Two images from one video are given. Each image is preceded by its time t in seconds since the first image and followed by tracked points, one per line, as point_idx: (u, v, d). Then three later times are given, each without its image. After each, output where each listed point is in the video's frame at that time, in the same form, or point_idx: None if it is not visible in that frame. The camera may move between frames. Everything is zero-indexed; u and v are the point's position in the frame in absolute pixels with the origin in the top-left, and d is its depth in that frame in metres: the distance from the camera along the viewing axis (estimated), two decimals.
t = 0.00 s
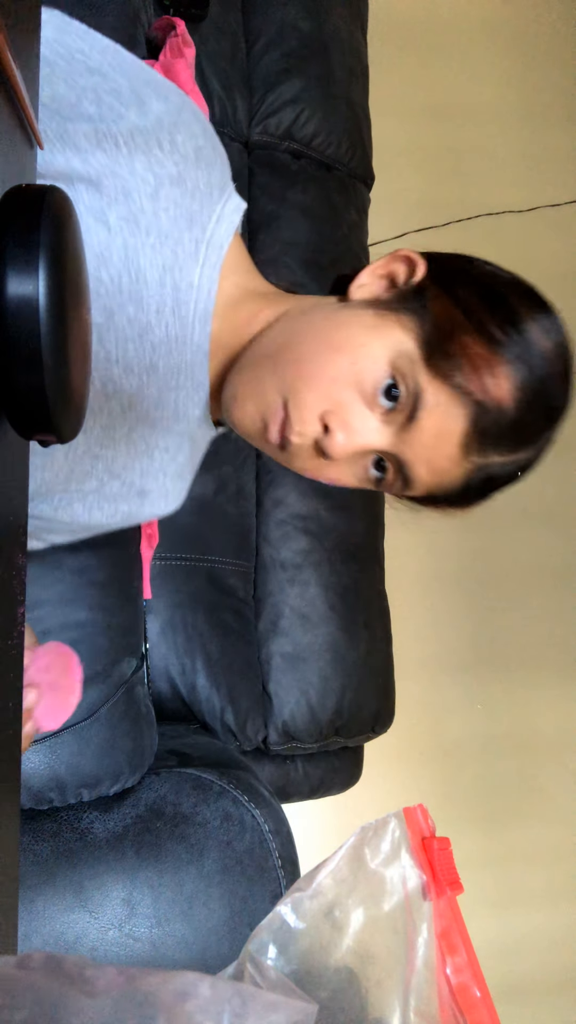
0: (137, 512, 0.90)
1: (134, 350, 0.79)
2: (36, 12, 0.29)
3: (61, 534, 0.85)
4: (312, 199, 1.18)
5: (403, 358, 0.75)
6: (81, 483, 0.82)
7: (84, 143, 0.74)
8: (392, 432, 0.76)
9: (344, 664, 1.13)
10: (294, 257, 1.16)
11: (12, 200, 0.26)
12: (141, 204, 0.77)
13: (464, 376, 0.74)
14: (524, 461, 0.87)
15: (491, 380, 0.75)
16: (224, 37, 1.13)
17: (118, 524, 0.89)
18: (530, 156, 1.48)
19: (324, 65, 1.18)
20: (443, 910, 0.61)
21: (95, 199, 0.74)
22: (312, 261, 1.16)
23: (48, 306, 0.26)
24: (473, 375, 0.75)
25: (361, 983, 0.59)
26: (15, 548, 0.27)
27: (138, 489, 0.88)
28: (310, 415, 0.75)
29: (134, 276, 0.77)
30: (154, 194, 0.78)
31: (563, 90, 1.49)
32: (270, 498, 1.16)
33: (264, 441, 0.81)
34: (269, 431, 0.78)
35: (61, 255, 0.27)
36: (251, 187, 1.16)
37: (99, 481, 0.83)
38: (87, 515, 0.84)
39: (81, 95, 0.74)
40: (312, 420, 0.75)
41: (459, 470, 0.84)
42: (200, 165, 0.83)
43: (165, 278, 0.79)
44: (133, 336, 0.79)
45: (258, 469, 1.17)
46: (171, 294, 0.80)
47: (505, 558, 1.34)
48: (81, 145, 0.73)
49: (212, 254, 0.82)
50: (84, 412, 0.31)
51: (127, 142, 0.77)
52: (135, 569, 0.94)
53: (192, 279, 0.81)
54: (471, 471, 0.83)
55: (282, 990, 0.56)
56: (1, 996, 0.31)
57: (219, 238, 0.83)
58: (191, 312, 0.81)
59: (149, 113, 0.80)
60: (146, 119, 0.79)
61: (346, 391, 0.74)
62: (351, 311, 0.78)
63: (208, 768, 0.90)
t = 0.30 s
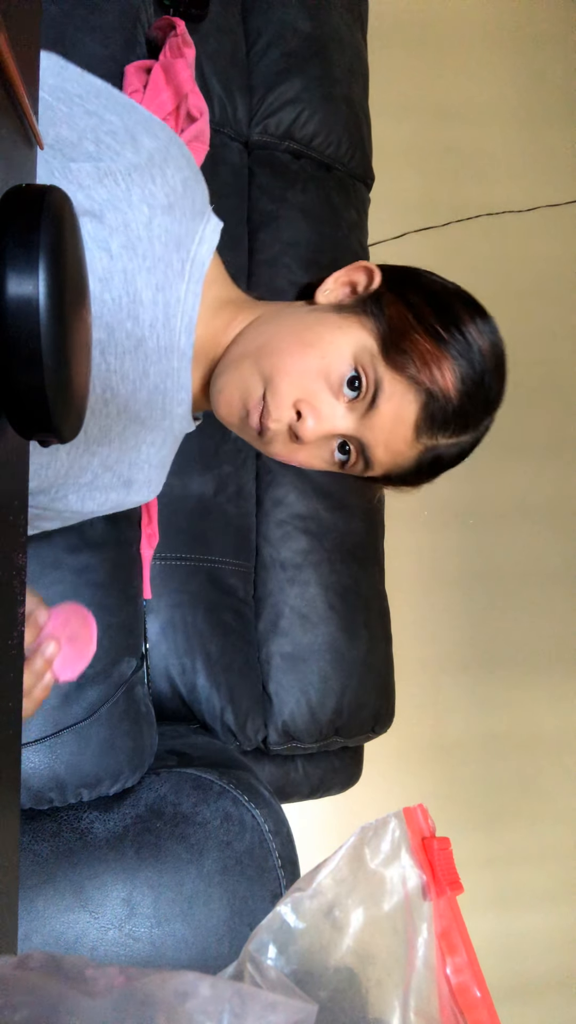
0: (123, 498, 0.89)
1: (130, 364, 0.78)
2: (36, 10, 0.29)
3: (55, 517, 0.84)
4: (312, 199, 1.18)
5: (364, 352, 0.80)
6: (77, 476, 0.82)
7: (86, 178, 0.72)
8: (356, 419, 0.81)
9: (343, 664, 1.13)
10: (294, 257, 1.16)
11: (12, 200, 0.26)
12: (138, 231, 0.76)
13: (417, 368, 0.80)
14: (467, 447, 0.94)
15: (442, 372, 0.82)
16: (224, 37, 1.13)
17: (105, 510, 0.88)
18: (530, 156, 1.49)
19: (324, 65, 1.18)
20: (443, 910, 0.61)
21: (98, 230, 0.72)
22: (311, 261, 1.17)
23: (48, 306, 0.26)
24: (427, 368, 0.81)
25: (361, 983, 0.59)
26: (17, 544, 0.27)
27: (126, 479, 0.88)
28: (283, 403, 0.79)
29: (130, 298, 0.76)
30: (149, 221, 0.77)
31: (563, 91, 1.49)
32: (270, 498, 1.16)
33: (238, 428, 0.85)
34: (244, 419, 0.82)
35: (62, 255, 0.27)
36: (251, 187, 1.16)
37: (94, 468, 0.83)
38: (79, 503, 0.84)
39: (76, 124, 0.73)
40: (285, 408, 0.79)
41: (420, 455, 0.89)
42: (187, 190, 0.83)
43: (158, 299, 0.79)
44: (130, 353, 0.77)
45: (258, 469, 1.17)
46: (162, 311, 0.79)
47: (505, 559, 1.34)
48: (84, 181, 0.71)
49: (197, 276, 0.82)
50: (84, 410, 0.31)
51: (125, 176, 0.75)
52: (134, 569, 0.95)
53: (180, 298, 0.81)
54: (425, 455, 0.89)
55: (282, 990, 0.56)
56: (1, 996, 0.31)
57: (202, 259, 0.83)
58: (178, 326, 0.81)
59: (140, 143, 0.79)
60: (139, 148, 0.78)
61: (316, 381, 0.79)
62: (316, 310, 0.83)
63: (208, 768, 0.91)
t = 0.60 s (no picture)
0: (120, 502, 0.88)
1: (132, 360, 0.78)
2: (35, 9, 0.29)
3: (56, 520, 0.83)
4: (312, 199, 1.18)
5: (379, 350, 0.80)
6: (78, 476, 0.82)
7: (93, 171, 0.72)
8: (374, 415, 0.81)
9: (344, 664, 1.13)
10: (293, 258, 1.16)
11: (12, 200, 0.26)
12: (143, 227, 0.76)
13: (430, 360, 0.82)
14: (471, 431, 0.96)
15: (449, 361, 0.83)
16: (224, 37, 1.13)
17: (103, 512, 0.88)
18: (530, 156, 1.49)
19: (324, 65, 1.18)
20: (443, 910, 0.61)
21: (102, 223, 0.73)
22: (311, 261, 1.17)
23: (48, 306, 0.26)
24: (436, 358, 0.82)
25: (361, 982, 0.59)
26: (17, 548, 0.27)
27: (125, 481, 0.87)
28: (303, 405, 0.78)
29: (133, 293, 0.76)
30: (153, 217, 0.77)
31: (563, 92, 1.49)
32: (270, 498, 1.16)
33: (254, 432, 0.84)
34: (261, 422, 0.81)
35: (61, 255, 0.27)
36: (251, 187, 1.16)
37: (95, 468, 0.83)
38: (78, 504, 0.83)
39: (82, 119, 0.74)
40: (306, 409, 0.78)
41: (429, 446, 0.91)
42: (191, 190, 0.83)
43: (160, 295, 0.78)
44: (132, 349, 0.77)
45: (258, 469, 1.17)
46: (164, 308, 0.79)
47: (505, 559, 1.34)
48: (90, 173, 0.72)
49: (197, 274, 0.82)
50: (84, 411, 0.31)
51: (131, 170, 0.76)
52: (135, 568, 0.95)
53: (182, 296, 0.81)
54: (435, 444, 0.91)
55: (282, 990, 0.56)
56: (1, 995, 0.31)
57: (203, 258, 0.82)
58: (179, 325, 0.81)
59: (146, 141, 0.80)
60: (144, 145, 0.79)
61: (333, 380, 0.78)
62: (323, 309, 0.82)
63: (208, 768, 0.91)
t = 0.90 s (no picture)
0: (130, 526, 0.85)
1: (126, 360, 0.77)
2: (36, 10, 0.29)
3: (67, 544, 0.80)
4: (312, 199, 1.18)
5: (407, 369, 0.78)
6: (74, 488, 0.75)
7: (82, 163, 0.73)
8: (403, 438, 0.79)
9: (344, 664, 1.13)
10: (293, 258, 1.16)
11: (12, 201, 0.26)
12: (135, 221, 0.76)
13: (461, 378, 0.79)
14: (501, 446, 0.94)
15: (479, 377, 0.81)
16: (224, 37, 1.13)
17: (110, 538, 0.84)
18: (530, 157, 1.49)
19: (324, 65, 1.18)
20: (443, 910, 0.61)
21: (92, 216, 0.73)
22: (311, 261, 1.16)
23: (48, 306, 0.26)
24: (467, 375, 0.80)
25: (361, 982, 0.59)
26: (14, 552, 0.27)
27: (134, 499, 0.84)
28: (331, 434, 0.76)
29: (126, 292, 0.76)
30: (148, 213, 0.77)
31: (562, 92, 1.49)
32: (270, 498, 1.16)
33: (278, 461, 0.81)
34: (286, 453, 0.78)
35: (61, 255, 0.27)
36: (251, 187, 1.16)
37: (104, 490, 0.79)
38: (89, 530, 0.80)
39: (75, 110, 0.74)
40: (333, 438, 0.76)
41: (460, 466, 0.88)
42: (192, 188, 0.83)
43: (156, 293, 0.78)
44: (126, 350, 0.77)
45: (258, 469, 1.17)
46: (161, 308, 0.79)
47: (505, 558, 1.34)
48: (79, 165, 0.72)
49: (199, 272, 0.81)
50: (84, 411, 0.31)
51: (123, 162, 0.76)
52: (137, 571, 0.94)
53: (182, 295, 0.80)
54: (463, 466, 0.89)
55: (283, 990, 0.56)
56: (1, 997, 0.31)
57: (205, 257, 0.82)
58: (180, 327, 0.80)
59: (143, 135, 0.80)
60: (140, 139, 0.79)
61: (358, 406, 0.76)
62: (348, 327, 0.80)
63: (208, 768, 0.91)
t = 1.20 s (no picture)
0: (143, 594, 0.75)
1: (111, 396, 0.64)
2: (36, 11, 0.29)
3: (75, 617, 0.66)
4: (312, 199, 1.18)
5: (451, 436, 0.68)
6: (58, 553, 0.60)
7: (64, 166, 0.62)
8: (443, 516, 0.70)
9: (344, 664, 1.13)
10: (293, 258, 1.16)
11: (11, 201, 0.26)
12: (125, 237, 0.67)
13: (515, 450, 0.69)
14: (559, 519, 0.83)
15: (537, 445, 0.71)
16: (224, 37, 1.13)
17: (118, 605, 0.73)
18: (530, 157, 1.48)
19: (324, 65, 1.18)
20: (443, 909, 0.62)
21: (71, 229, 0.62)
22: (311, 262, 1.17)
23: (48, 306, 0.26)
24: (522, 444, 0.70)
25: (361, 983, 0.59)
26: (12, 553, 0.26)
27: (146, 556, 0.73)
28: (357, 513, 0.67)
29: (114, 316, 0.65)
30: (142, 227, 0.68)
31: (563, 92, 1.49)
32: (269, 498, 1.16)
33: (297, 539, 0.72)
34: (306, 532, 0.70)
35: (61, 255, 0.27)
36: (251, 187, 1.16)
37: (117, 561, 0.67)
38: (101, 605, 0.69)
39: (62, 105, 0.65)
40: (360, 519, 0.67)
41: (510, 546, 0.78)
42: (200, 202, 0.75)
43: (149, 319, 0.68)
44: (110, 382, 0.64)
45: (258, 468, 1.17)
46: (156, 338, 0.69)
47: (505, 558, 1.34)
48: (61, 168, 0.61)
49: (204, 298, 0.74)
50: (84, 412, 0.31)
51: (114, 168, 0.67)
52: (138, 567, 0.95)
53: (183, 325, 0.72)
54: (513, 549, 0.79)
55: (283, 990, 0.56)
56: (1, 996, 0.31)
57: (210, 282, 0.74)
58: (180, 360, 0.71)
59: (142, 140, 0.71)
60: (139, 143, 0.71)
61: (392, 479, 0.67)
62: (385, 382, 0.70)
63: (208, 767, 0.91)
